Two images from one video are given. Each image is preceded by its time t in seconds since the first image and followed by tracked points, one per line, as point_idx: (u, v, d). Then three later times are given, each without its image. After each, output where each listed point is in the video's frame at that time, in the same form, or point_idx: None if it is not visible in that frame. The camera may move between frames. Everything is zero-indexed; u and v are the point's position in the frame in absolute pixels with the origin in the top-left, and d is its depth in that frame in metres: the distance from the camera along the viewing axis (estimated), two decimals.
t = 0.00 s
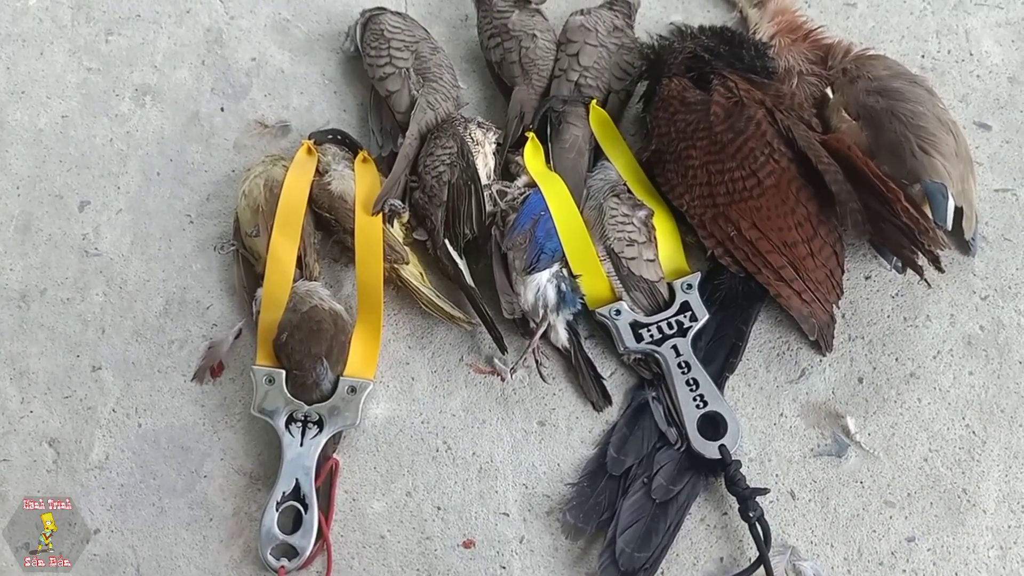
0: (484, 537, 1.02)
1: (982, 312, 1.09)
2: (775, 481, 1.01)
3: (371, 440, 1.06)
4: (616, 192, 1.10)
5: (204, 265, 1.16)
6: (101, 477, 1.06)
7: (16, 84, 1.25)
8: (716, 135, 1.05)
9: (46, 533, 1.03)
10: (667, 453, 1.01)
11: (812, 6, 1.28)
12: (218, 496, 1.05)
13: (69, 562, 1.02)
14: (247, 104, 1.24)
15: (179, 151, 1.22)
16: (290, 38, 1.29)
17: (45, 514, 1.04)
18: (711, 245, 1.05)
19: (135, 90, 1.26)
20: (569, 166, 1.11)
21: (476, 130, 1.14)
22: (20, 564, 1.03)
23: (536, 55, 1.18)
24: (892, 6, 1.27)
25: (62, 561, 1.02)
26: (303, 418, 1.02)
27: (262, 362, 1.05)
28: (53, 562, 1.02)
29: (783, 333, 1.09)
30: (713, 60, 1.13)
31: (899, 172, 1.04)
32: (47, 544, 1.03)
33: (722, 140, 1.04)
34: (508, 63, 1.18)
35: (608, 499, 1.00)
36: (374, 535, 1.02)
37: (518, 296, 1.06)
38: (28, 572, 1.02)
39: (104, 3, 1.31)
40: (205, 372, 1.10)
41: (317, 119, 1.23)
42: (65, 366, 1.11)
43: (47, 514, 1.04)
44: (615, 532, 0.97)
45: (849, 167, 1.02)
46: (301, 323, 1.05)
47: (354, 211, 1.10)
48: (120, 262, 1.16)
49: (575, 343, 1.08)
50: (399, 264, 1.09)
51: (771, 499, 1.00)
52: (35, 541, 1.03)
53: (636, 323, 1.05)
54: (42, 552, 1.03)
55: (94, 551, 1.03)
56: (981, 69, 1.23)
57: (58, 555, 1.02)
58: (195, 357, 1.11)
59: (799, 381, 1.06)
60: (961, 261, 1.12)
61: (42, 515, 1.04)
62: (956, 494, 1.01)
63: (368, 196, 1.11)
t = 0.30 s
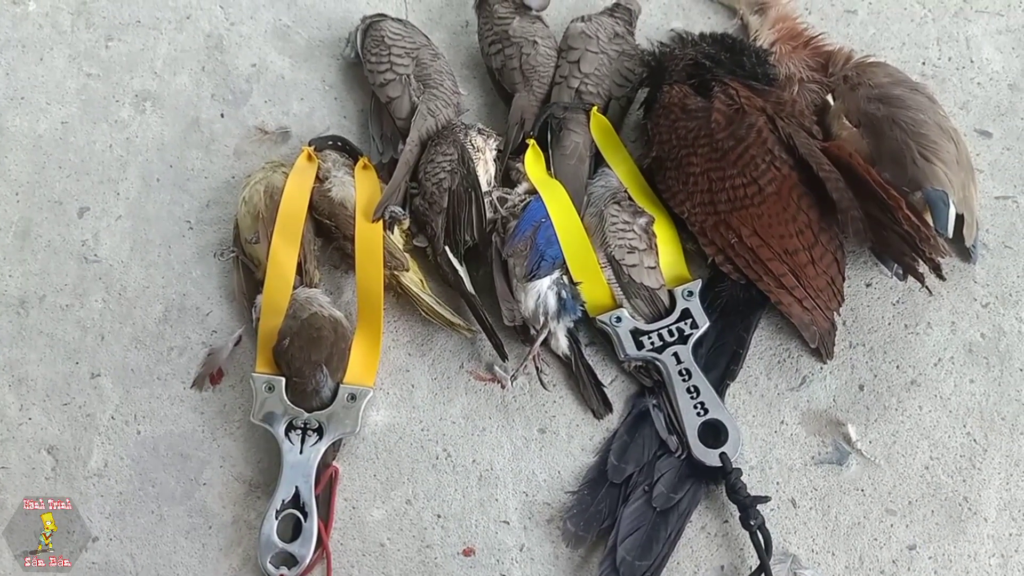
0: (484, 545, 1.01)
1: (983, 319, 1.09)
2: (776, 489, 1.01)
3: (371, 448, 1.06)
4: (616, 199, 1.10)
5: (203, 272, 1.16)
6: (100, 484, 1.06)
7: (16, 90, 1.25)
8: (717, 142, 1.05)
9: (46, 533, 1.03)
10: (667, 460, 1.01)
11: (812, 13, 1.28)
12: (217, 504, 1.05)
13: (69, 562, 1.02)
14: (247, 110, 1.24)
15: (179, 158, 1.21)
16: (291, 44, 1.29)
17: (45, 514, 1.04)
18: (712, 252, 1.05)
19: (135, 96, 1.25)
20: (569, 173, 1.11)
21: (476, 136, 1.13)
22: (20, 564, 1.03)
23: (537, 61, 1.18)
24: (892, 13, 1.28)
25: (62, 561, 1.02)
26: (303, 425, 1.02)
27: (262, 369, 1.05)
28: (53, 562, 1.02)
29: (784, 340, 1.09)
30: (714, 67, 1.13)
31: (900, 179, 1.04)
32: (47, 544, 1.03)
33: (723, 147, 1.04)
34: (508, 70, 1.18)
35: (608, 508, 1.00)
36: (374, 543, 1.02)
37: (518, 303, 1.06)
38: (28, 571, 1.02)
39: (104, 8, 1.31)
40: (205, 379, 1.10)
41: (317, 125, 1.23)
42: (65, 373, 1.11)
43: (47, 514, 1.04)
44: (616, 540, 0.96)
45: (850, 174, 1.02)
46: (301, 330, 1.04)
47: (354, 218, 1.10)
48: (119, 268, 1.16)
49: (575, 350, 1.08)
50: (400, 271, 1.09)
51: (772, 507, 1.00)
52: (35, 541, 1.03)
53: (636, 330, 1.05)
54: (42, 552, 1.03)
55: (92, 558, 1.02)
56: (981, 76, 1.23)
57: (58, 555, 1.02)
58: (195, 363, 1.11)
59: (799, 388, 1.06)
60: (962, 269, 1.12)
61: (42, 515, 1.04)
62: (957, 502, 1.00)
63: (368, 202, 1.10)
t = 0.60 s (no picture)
0: (488, 557, 1.01)
1: (986, 331, 1.09)
2: (780, 501, 1.01)
3: (375, 460, 1.06)
4: (619, 211, 1.10)
5: (207, 284, 1.16)
6: (104, 497, 1.06)
7: (19, 102, 1.25)
8: (720, 154, 1.05)
9: (46, 533, 1.04)
10: (671, 473, 1.01)
11: (814, 24, 1.28)
12: (221, 517, 1.05)
13: (69, 562, 1.03)
14: (251, 122, 1.24)
15: (183, 170, 1.22)
16: (293, 56, 1.29)
17: (45, 514, 1.05)
18: (715, 264, 1.05)
19: (139, 108, 1.25)
20: (572, 185, 1.11)
21: (479, 148, 1.14)
22: (20, 564, 1.03)
23: (539, 73, 1.18)
24: (894, 24, 1.28)
25: (62, 562, 1.03)
26: (307, 437, 1.02)
27: (266, 382, 1.05)
28: (53, 562, 1.03)
29: (787, 352, 1.09)
30: (717, 79, 1.13)
31: (903, 191, 1.04)
32: (47, 544, 1.04)
33: (726, 159, 1.04)
34: (511, 82, 1.18)
35: (613, 520, 1.00)
36: (378, 555, 1.02)
37: (522, 315, 1.06)
38: (29, 571, 1.03)
39: (107, 20, 1.31)
40: (208, 391, 1.10)
41: (320, 137, 1.23)
42: (68, 386, 1.11)
43: (47, 514, 1.05)
44: (620, 552, 0.96)
45: (853, 186, 1.02)
46: (305, 342, 1.04)
47: (358, 230, 1.10)
48: (123, 280, 1.16)
49: (579, 362, 1.08)
50: (403, 283, 1.09)
51: (776, 519, 1.00)
52: (35, 542, 1.04)
53: (640, 342, 1.05)
54: (43, 552, 1.03)
55: (96, 571, 1.02)
56: (983, 87, 1.23)
57: (59, 555, 1.03)
58: (198, 376, 1.11)
59: (803, 400, 1.06)
60: (964, 280, 1.12)
61: (42, 515, 1.05)
62: (961, 514, 1.00)
63: (372, 214, 1.10)
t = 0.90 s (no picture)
0: (488, 569, 1.02)
1: (983, 340, 1.10)
2: (779, 511, 1.02)
3: (376, 472, 1.06)
4: (618, 223, 1.11)
5: (208, 297, 1.16)
6: (105, 511, 1.06)
7: (21, 118, 1.26)
8: (718, 166, 1.06)
9: (46, 533, 1.05)
10: (671, 483, 1.01)
11: (810, 36, 1.29)
12: (222, 530, 1.05)
13: (69, 562, 1.04)
14: (251, 136, 1.25)
15: (183, 184, 1.22)
16: (293, 70, 1.30)
17: (45, 514, 1.06)
18: (714, 275, 1.06)
19: (140, 123, 1.26)
20: (571, 197, 1.12)
21: (478, 161, 1.14)
22: (19, 564, 1.04)
23: (538, 87, 1.19)
24: (889, 36, 1.29)
25: (62, 562, 1.04)
26: (308, 450, 1.02)
27: (267, 395, 1.05)
28: (53, 562, 1.04)
29: (786, 362, 1.09)
30: (714, 91, 1.14)
31: (899, 202, 1.05)
32: (47, 544, 1.05)
33: (724, 171, 1.05)
34: (510, 95, 1.19)
35: (613, 531, 1.00)
36: (380, 567, 1.02)
37: (522, 327, 1.06)
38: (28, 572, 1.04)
39: (108, 36, 1.32)
40: (210, 404, 1.10)
41: (320, 151, 1.24)
42: (70, 400, 1.11)
43: (47, 514, 1.06)
44: (620, 563, 0.97)
45: (849, 197, 1.03)
46: (306, 355, 1.05)
47: (358, 243, 1.10)
48: (124, 294, 1.16)
49: (578, 373, 1.09)
50: (403, 295, 1.09)
51: (776, 529, 1.00)
52: (35, 542, 1.05)
53: (639, 353, 1.06)
54: (43, 552, 1.04)
55: None
56: (978, 97, 1.24)
57: (59, 555, 1.04)
58: (200, 389, 1.12)
59: (802, 410, 1.07)
60: (961, 289, 1.12)
61: (42, 515, 1.06)
62: (959, 523, 1.01)
63: (372, 227, 1.11)
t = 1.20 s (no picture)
0: None
1: (974, 344, 1.10)
2: (773, 516, 1.02)
3: (370, 482, 1.06)
4: (609, 230, 1.11)
5: (201, 308, 1.16)
6: (99, 523, 1.06)
7: (14, 131, 1.26)
8: (708, 173, 1.06)
9: (46, 533, 1.05)
10: (665, 489, 1.01)
11: (798, 44, 1.30)
12: (216, 541, 1.05)
13: (69, 562, 1.04)
14: (243, 146, 1.25)
15: (176, 196, 1.22)
16: (285, 81, 1.30)
17: (45, 514, 1.06)
18: (705, 281, 1.07)
19: (132, 135, 1.26)
20: (563, 205, 1.13)
21: (470, 170, 1.15)
22: (19, 563, 1.05)
23: (529, 96, 1.19)
24: (877, 43, 1.30)
25: (62, 562, 1.04)
26: (301, 460, 1.02)
27: (260, 406, 1.05)
28: (53, 562, 1.05)
29: (778, 367, 1.10)
30: (703, 99, 1.15)
31: (889, 208, 1.05)
32: (47, 544, 1.05)
33: (714, 178, 1.06)
34: (501, 105, 1.20)
35: (607, 538, 1.00)
36: None
37: (515, 335, 1.07)
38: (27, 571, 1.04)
39: (100, 48, 1.32)
40: (203, 415, 1.10)
41: (312, 161, 1.24)
42: (63, 413, 1.11)
43: (47, 514, 1.06)
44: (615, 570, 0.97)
45: (839, 203, 1.04)
46: (298, 365, 1.05)
47: (350, 253, 1.10)
48: (117, 306, 1.16)
49: (571, 381, 1.09)
50: (396, 304, 1.10)
51: (769, 534, 1.01)
52: (35, 542, 1.05)
53: (632, 359, 1.06)
54: (43, 552, 1.05)
55: None
56: (966, 103, 1.25)
57: (59, 555, 1.05)
58: (193, 400, 1.11)
59: (795, 415, 1.07)
60: (952, 294, 1.13)
61: (42, 515, 1.06)
62: (952, 527, 1.01)
63: (364, 237, 1.11)
